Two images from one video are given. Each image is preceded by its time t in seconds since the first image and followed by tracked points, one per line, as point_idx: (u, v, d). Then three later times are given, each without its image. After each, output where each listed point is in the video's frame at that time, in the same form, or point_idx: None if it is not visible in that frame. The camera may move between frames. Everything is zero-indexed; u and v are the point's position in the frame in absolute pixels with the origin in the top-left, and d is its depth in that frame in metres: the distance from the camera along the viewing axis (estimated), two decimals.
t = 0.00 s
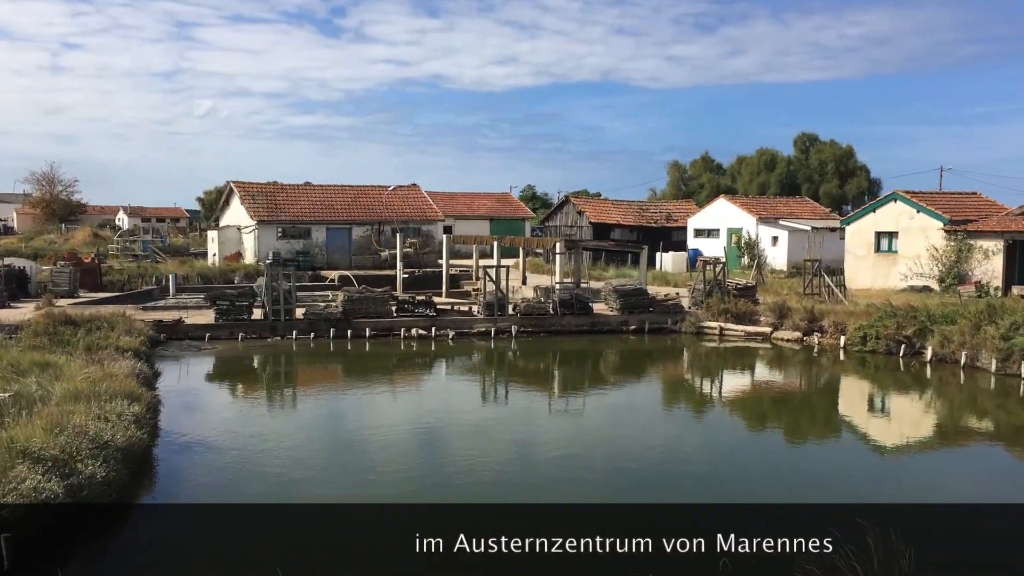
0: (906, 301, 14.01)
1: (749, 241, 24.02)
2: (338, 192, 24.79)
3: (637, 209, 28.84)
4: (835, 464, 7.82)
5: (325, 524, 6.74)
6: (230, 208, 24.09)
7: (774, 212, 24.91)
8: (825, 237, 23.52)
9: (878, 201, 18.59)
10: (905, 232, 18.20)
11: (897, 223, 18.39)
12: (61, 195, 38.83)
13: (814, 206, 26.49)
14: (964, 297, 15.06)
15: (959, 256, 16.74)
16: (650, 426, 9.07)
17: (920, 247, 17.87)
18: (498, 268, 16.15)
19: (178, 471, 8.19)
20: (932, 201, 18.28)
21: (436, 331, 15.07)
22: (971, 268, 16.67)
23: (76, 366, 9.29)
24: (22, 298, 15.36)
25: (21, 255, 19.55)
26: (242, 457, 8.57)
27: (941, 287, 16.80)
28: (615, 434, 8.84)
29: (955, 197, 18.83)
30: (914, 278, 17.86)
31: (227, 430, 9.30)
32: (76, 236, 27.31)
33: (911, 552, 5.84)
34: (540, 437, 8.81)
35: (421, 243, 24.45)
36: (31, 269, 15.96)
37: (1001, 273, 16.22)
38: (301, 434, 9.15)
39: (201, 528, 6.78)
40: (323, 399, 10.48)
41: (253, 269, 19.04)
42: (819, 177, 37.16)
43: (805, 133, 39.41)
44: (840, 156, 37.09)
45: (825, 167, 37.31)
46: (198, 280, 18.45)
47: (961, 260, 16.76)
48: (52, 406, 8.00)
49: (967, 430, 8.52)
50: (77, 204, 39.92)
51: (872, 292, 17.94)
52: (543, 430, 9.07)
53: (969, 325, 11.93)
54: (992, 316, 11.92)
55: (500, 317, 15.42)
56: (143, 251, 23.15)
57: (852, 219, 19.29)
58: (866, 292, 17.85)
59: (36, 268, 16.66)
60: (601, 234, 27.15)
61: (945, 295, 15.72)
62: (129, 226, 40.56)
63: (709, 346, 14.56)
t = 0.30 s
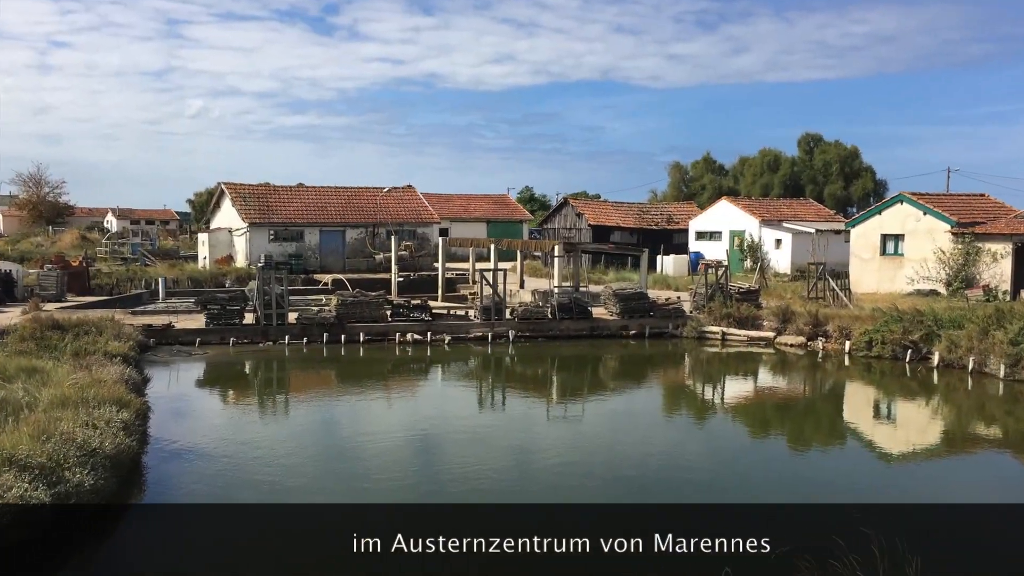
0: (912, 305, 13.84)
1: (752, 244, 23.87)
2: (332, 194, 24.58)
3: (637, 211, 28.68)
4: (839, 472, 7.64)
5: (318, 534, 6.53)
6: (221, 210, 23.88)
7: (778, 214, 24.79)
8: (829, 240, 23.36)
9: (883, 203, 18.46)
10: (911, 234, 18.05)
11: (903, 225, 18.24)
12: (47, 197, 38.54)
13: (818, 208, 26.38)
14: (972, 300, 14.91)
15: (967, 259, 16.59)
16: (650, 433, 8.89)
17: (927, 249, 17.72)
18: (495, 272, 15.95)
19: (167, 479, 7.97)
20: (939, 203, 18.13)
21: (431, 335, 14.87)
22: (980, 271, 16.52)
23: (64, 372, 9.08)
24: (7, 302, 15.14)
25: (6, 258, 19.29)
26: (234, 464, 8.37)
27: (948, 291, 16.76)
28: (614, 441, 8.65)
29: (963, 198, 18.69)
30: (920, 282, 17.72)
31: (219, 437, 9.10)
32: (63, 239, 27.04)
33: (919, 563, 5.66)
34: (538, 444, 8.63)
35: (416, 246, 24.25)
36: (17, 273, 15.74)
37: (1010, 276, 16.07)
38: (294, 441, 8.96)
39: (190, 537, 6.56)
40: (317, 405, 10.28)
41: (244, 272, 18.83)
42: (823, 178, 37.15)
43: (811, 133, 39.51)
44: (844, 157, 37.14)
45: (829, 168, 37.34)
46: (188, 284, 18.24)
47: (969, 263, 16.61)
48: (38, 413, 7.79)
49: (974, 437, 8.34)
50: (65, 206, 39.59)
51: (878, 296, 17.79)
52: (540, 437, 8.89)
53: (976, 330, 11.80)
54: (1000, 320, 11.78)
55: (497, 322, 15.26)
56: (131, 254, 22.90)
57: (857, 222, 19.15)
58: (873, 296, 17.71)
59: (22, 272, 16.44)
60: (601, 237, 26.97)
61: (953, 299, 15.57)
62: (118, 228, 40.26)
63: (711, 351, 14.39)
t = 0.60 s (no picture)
0: (920, 310, 13.69)
1: (754, 247, 23.73)
2: (326, 197, 24.39)
3: (638, 213, 28.51)
4: (844, 480, 7.45)
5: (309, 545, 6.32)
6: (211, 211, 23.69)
7: (783, 216, 24.68)
8: (834, 243, 23.25)
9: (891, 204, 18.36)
10: (917, 237, 17.92)
11: (910, 228, 18.09)
12: (34, 199, 38.37)
13: (823, 210, 26.27)
14: (980, 306, 14.78)
15: (975, 262, 16.45)
16: (652, 440, 8.70)
17: (934, 252, 17.58)
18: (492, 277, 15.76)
19: (155, 488, 7.75)
20: (946, 205, 17.98)
21: (426, 341, 14.69)
22: (988, 275, 16.37)
23: (51, 378, 8.88)
24: None
25: None
26: (225, 472, 8.16)
27: (956, 295, 16.64)
28: (614, 449, 8.46)
29: (971, 200, 18.54)
30: (927, 285, 17.59)
31: (209, 445, 8.90)
32: (50, 242, 26.84)
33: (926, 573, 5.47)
34: (536, 452, 8.43)
35: (411, 249, 24.08)
36: (2, 277, 15.54)
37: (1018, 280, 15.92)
38: (286, 449, 8.76)
39: (176, 548, 6.34)
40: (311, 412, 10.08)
41: (234, 276, 18.66)
42: (828, 179, 37.08)
43: (816, 132, 39.35)
44: (850, 158, 37.16)
45: (834, 170, 37.33)
46: (178, 287, 18.08)
47: (977, 266, 16.47)
48: (23, 420, 7.58)
49: (982, 445, 8.17)
50: (51, 209, 39.38)
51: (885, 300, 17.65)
52: (539, 445, 8.69)
53: (984, 335, 11.65)
54: (1009, 325, 11.63)
55: (494, 326, 15.03)
56: (120, 257, 22.70)
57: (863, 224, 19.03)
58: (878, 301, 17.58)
59: (8, 276, 16.25)
60: (601, 240, 26.83)
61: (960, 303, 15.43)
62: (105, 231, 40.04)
63: (712, 356, 14.24)
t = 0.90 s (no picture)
0: (928, 314, 13.54)
1: (757, 250, 23.57)
2: (319, 199, 24.18)
3: (638, 216, 28.34)
4: (848, 489, 7.27)
5: (297, 558, 6.09)
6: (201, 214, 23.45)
7: (786, 218, 24.55)
8: (839, 246, 23.16)
9: (898, 207, 18.24)
10: (925, 240, 17.79)
11: (917, 230, 17.96)
12: (18, 201, 38.05)
13: (827, 212, 26.16)
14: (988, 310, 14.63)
15: (983, 265, 16.33)
16: (652, 448, 8.51)
17: (941, 256, 17.44)
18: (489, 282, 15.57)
19: (143, 496, 7.52)
20: (954, 207, 17.86)
21: (422, 346, 14.50)
22: (998, 277, 16.25)
23: (37, 384, 8.66)
24: None
25: None
26: (215, 481, 7.95)
27: (964, 298, 16.51)
28: (614, 457, 8.27)
29: (978, 202, 18.43)
30: (934, 289, 17.45)
31: (199, 453, 8.69)
32: (35, 245, 26.54)
33: None
34: (534, 460, 8.24)
35: (406, 252, 23.89)
36: None
37: None
38: (278, 457, 8.55)
39: (160, 564, 6.08)
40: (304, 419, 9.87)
41: (224, 279, 18.48)
42: (833, 180, 36.98)
43: (820, 132, 39.25)
44: (855, 159, 37.05)
45: (839, 171, 37.25)
46: (167, 291, 17.94)
47: (985, 269, 16.34)
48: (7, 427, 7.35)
49: (991, 452, 8.00)
50: (35, 212, 39.05)
51: (891, 304, 17.51)
52: (536, 453, 8.50)
53: (993, 340, 11.52)
54: (1018, 330, 11.49)
55: (490, 332, 14.84)
56: (107, 261, 22.45)
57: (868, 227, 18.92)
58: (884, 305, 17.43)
59: None
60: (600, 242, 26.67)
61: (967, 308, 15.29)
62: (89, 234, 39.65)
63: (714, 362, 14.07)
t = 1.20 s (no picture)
0: (935, 318, 13.38)
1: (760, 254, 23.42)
2: (312, 202, 23.99)
3: (638, 218, 28.18)
4: (854, 497, 7.09)
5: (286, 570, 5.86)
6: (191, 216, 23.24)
7: (789, 220, 24.41)
8: (845, 249, 23.04)
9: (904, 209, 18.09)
10: (932, 242, 17.65)
11: (924, 233, 17.82)
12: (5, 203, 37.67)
13: (833, 215, 26.04)
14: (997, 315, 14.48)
15: (992, 269, 16.20)
16: (652, 456, 8.33)
17: (948, 259, 17.30)
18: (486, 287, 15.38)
19: (129, 504, 7.30)
20: (962, 209, 17.72)
21: (417, 352, 14.32)
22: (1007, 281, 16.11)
23: (22, 391, 8.45)
24: None
25: None
26: (204, 489, 7.73)
27: (973, 303, 16.37)
28: (614, 466, 8.08)
29: (985, 204, 18.30)
30: (942, 294, 17.29)
31: (189, 461, 8.49)
32: (21, 249, 26.24)
33: None
34: (532, 469, 8.06)
35: (400, 255, 23.72)
36: None
37: None
38: (270, 465, 8.36)
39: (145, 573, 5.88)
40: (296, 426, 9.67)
41: (214, 283, 18.27)
42: (838, 181, 36.89)
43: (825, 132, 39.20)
44: (860, 159, 36.96)
45: (844, 171, 37.12)
46: (156, 295, 17.72)
47: (994, 273, 16.20)
48: None
49: (999, 461, 7.83)
50: (20, 214, 38.65)
51: (898, 308, 17.36)
52: (534, 461, 8.30)
53: (1002, 346, 11.37)
54: None
55: (487, 337, 14.66)
56: (94, 264, 22.21)
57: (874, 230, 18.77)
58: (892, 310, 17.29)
59: None
60: (600, 245, 26.51)
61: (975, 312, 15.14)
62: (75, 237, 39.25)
63: (716, 368, 13.90)
